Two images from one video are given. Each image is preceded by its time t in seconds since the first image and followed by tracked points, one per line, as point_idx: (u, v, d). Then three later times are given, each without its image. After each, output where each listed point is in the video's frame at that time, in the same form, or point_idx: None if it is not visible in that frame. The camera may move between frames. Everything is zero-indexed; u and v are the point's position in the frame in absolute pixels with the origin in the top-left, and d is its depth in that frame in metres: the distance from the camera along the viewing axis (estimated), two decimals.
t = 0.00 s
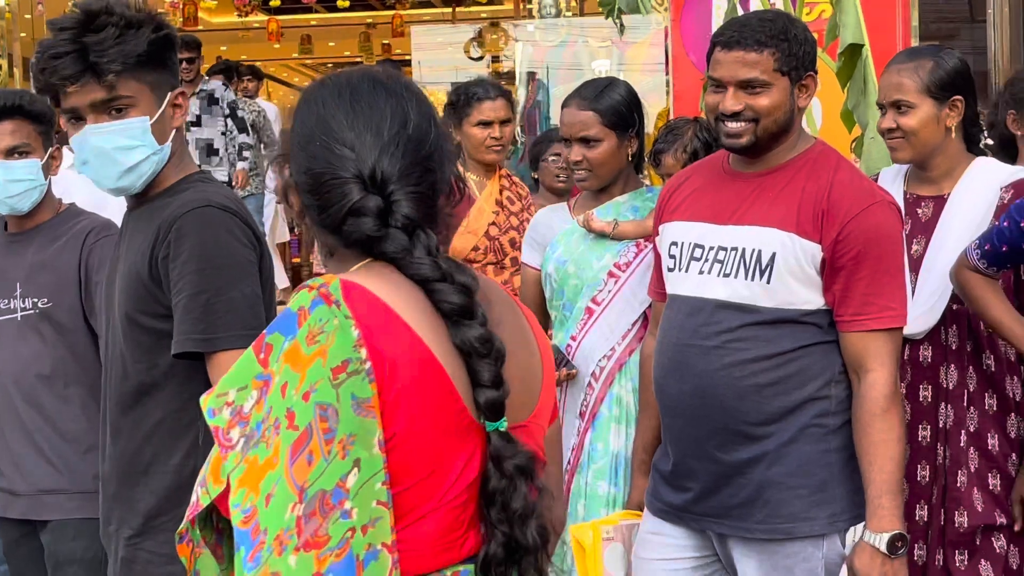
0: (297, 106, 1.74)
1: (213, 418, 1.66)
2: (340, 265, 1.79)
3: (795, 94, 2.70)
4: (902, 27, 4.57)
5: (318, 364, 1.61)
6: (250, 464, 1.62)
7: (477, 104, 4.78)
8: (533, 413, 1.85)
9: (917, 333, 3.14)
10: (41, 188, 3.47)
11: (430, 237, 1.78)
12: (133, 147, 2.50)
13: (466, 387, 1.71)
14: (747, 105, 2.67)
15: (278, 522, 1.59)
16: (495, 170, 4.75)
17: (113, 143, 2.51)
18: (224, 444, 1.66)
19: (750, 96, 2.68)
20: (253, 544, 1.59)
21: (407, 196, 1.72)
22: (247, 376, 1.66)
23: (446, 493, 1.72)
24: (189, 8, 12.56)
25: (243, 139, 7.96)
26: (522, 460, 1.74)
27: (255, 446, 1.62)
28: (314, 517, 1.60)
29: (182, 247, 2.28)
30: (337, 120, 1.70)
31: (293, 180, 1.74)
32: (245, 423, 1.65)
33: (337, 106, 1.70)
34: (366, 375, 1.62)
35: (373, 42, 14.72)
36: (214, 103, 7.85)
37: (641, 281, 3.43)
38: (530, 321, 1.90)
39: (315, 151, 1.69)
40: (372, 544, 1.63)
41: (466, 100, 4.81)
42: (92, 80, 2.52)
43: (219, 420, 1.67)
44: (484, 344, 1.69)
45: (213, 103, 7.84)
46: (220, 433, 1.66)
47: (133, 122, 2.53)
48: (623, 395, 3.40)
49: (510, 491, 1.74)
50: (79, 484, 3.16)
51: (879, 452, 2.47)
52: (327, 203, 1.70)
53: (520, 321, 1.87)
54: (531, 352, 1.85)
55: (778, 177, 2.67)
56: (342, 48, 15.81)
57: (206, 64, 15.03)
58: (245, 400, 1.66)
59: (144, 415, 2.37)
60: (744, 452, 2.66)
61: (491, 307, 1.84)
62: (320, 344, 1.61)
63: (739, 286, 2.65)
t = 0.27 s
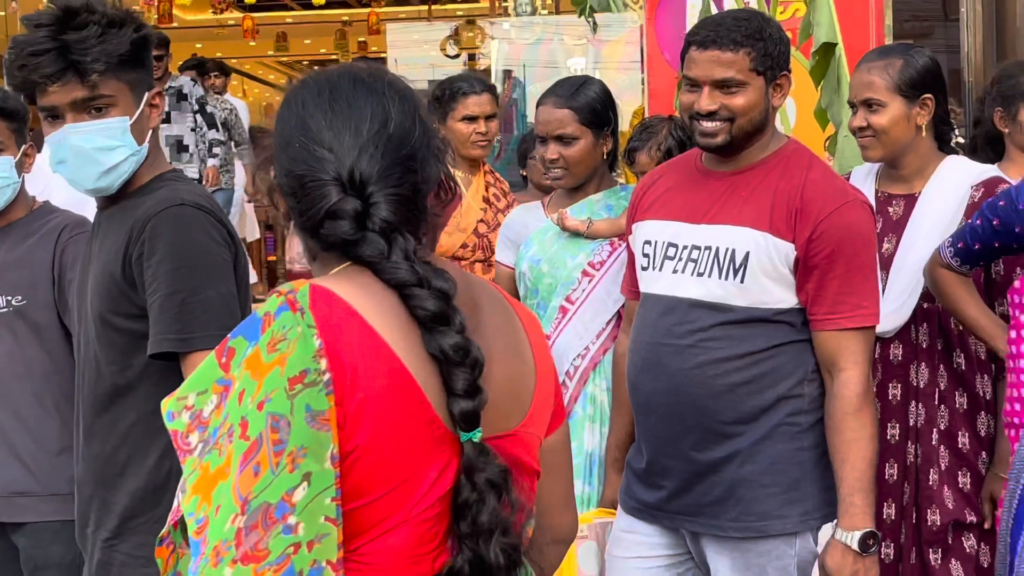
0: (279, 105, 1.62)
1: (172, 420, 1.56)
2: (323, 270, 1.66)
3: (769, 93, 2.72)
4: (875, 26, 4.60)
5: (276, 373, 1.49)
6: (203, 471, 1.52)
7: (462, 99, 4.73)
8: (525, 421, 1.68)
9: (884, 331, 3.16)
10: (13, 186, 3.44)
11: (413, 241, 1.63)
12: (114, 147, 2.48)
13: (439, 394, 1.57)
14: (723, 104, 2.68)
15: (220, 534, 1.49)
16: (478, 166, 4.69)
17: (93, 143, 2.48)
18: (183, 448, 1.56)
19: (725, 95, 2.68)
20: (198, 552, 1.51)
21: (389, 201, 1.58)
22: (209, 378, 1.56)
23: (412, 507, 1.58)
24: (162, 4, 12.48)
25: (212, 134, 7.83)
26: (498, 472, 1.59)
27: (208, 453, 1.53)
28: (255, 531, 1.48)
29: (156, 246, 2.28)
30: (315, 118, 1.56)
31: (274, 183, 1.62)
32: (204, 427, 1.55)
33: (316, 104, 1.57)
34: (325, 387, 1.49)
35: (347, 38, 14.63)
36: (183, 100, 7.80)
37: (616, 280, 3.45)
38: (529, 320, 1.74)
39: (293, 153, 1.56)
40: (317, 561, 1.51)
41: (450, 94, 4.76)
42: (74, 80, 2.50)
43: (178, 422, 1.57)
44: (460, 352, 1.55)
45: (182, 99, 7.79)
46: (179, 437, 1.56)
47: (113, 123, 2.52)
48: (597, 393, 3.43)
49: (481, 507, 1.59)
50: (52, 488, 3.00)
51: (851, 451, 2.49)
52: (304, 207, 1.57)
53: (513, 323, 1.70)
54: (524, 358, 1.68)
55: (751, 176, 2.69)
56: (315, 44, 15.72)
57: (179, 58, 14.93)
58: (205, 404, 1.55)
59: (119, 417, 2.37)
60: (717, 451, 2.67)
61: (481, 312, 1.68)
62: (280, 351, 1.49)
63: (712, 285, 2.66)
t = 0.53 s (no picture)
0: (272, 111, 1.59)
1: (153, 422, 1.51)
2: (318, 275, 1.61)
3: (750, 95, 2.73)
4: (854, 25, 4.61)
5: (257, 380, 1.43)
6: (180, 475, 1.47)
7: (453, 96, 4.54)
8: (525, 430, 1.62)
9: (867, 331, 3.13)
10: None
11: (409, 248, 1.59)
12: (100, 148, 2.45)
13: (431, 405, 1.51)
14: (706, 105, 2.68)
15: (191, 542, 1.43)
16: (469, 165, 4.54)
17: (79, 142, 2.45)
18: (164, 451, 1.51)
19: (707, 96, 2.69)
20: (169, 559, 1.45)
21: (384, 207, 1.54)
22: (192, 382, 1.51)
23: (400, 518, 1.52)
24: None
25: (189, 132, 7.81)
26: (486, 487, 1.53)
27: (186, 457, 1.48)
28: (224, 540, 1.42)
29: (139, 246, 2.28)
30: (308, 123, 1.53)
31: (268, 190, 1.58)
32: (185, 430, 1.50)
33: (309, 109, 1.54)
34: (306, 396, 1.44)
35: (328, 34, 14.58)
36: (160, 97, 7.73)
37: (596, 280, 3.48)
38: (530, 327, 1.68)
39: (288, 159, 1.53)
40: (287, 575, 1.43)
41: (441, 92, 4.55)
42: (61, 79, 2.47)
43: (160, 426, 1.52)
44: (452, 363, 1.48)
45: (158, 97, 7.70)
46: (161, 439, 1.52)
47: (98, 124, 2.49)
48: (579, 393, 3.46)
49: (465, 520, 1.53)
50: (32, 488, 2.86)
51: (830, 451, 2.51)
52: (298, 213, 1.53)
53: (512, 327, 1.65)
54: (524, 368, 1.63)
55: (733, 176, 2.69)
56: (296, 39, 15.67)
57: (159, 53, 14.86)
58: (188, 408, 1.51)
59: (103, 419, 2.36)
60: (698, 451, 2.68)
61: (479, 319, 1.63)
62: (263, 357, 1.44)
63: (694, 285, 2.67)
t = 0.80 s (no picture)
0: (272, 110, 1.53)
1: (149, 431, 1.44)
2: (317, 278, 1.56)
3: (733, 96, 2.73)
4: (834, 22, 4.61)
5: (253, 395, 1.38)
6: (171, 485, 1.41)
7: (448, 93, 4.43)
8: (531, 440, 1.59)
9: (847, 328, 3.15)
10: None
11: (412, 250, 1.55)
12: (90, 148, 2.41)
13: (434, 412, 1.47)
14: (689, 106, 2.67)
15: (173, 558, 1.36)
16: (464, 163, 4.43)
17: (69, 142, 2.40)
18: (160, 460, 1.45)
19: (690, 98, 2.68)
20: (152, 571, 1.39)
21: (391, 208, 1.50)
22: (188, 391, 1.44)
23: (408, 531, 1.48)
24: None
25: (166, 132, 7.80)
26: (489, 496, 1.49)
27: (179, 470, 1.42)
28: (210, 558, 1.37)
29: (125, 247, 2.27)
30: (314, 120, 1.47)
31: (267, 192, 1.52)
32: (184, 440, 1.44)
33: (312, 106, 1.48)
34: (301, 414, 1.39)
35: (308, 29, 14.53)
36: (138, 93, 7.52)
37: (578, 280, 3.49)
38: (537, 334, 1.65)
39: (293, 157, 1.46)
40: None
41: (435, 89, 4.45)
42: (53, 77, 2.41)
43: (156, 434, 1.44)
44: (455, 369, 1.45)
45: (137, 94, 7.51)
46: (157, 448, 1.45)
47: (88, 124, 2.45)
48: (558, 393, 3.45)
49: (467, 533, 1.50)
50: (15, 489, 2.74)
51: (809, 451, 2.53)
52: (303, 214, 1.47)
53: (519, 335, 1.61)
54: (531, 374, 1.60)
55: (714, 177, 2.70)
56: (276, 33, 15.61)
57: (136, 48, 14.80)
58: (185, 418, 1.44)
59: (88, 419, 2.35)
60: (679, 451, 2.70)
61: (485, 326, 1.59)
62: (262, 371, 1.39)
63: (674, 286, 2.67)
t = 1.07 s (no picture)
0: (280, 102, 1.47)
1: (160, 442, 1.36)
2: (328, 278, 1.50)
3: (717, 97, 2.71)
4: (817, 26, 4.65)
5: (262, 407, 1.34)
6: (183, 496, 1.36)
7: (446, 91, 4.33)
8: (543, 442, 1.53)
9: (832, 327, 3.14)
10: None
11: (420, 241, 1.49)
12: (87, 148, 2.39)
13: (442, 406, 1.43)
14: (674, 106, 2.65)
15: (178, 571, 1.31)
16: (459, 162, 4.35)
17: (69, 142, 2.38)
18: (170, 470, 1.38)
19: (676, 98, 2.66)
20: None
21: (399, 196, 1.43)
22: (201, 400, 1.37)
23: (422, 542, 1.45)
24: None
25: (147, 132, 7.77)
26: (507, 479, 1.42)
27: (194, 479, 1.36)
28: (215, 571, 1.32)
29: (117, 248, 2.24)
30: (322, 108, 1.42)
31: (273, 184, 1.46)
32: (196, 450, 1.37)
33: (320, 94, 1.43)
34: (309, 427, 1.35)
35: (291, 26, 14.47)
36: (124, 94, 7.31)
37: (563, 281, 3.50)
38: (548, 331, 1.60)
39: (299, 145, 1.40)
40: None
41: (432, 88, 4.36)
42: (54, 78, 2.38)
43: (166, 447, 1.37)
44: (461, 353, 1.41)
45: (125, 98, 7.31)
46: (167, 459, 1.37)
47: (85, 124, 2.42)
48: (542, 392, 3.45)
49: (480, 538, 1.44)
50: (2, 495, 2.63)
51: (792, 452, 2.53)
52: (309, 202, 1.41)
53: (528, 332, 1.55)
54: (543, 377, 1.54)
55: (698, 177, 2.70)
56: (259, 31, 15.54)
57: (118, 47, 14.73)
58: (196, 429, 1.37)
59: (76, 420, 2.30)
60: (662, 450, 2.70)
61: (496, 323, 1.53)
62: (273, 383, 1.35)
63: (658, 286, 2.67)
